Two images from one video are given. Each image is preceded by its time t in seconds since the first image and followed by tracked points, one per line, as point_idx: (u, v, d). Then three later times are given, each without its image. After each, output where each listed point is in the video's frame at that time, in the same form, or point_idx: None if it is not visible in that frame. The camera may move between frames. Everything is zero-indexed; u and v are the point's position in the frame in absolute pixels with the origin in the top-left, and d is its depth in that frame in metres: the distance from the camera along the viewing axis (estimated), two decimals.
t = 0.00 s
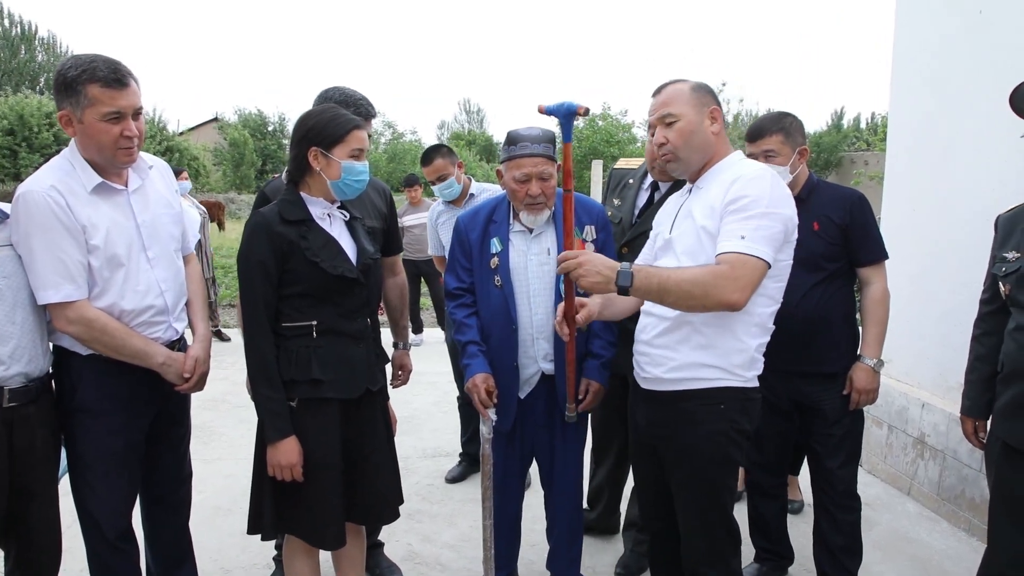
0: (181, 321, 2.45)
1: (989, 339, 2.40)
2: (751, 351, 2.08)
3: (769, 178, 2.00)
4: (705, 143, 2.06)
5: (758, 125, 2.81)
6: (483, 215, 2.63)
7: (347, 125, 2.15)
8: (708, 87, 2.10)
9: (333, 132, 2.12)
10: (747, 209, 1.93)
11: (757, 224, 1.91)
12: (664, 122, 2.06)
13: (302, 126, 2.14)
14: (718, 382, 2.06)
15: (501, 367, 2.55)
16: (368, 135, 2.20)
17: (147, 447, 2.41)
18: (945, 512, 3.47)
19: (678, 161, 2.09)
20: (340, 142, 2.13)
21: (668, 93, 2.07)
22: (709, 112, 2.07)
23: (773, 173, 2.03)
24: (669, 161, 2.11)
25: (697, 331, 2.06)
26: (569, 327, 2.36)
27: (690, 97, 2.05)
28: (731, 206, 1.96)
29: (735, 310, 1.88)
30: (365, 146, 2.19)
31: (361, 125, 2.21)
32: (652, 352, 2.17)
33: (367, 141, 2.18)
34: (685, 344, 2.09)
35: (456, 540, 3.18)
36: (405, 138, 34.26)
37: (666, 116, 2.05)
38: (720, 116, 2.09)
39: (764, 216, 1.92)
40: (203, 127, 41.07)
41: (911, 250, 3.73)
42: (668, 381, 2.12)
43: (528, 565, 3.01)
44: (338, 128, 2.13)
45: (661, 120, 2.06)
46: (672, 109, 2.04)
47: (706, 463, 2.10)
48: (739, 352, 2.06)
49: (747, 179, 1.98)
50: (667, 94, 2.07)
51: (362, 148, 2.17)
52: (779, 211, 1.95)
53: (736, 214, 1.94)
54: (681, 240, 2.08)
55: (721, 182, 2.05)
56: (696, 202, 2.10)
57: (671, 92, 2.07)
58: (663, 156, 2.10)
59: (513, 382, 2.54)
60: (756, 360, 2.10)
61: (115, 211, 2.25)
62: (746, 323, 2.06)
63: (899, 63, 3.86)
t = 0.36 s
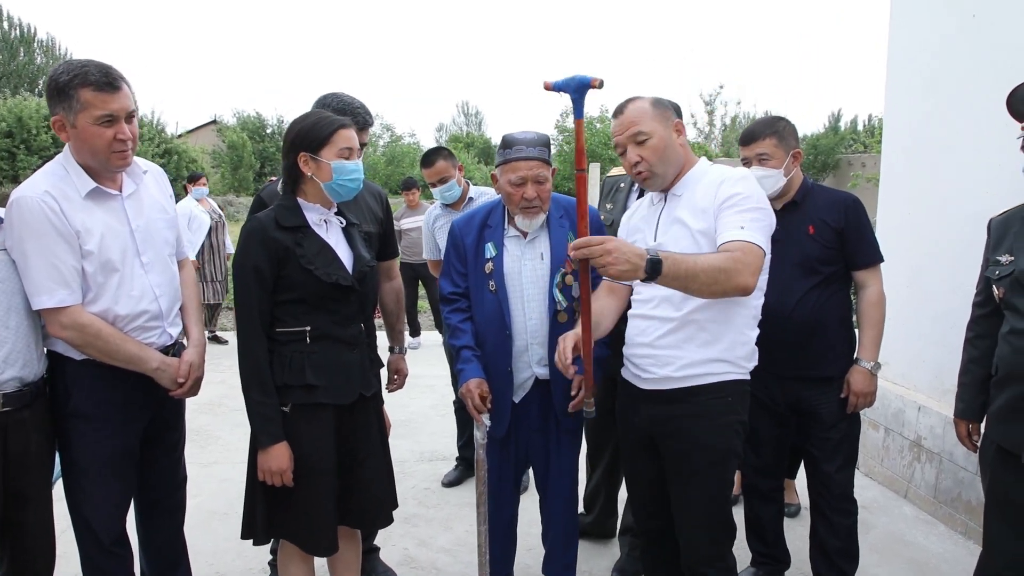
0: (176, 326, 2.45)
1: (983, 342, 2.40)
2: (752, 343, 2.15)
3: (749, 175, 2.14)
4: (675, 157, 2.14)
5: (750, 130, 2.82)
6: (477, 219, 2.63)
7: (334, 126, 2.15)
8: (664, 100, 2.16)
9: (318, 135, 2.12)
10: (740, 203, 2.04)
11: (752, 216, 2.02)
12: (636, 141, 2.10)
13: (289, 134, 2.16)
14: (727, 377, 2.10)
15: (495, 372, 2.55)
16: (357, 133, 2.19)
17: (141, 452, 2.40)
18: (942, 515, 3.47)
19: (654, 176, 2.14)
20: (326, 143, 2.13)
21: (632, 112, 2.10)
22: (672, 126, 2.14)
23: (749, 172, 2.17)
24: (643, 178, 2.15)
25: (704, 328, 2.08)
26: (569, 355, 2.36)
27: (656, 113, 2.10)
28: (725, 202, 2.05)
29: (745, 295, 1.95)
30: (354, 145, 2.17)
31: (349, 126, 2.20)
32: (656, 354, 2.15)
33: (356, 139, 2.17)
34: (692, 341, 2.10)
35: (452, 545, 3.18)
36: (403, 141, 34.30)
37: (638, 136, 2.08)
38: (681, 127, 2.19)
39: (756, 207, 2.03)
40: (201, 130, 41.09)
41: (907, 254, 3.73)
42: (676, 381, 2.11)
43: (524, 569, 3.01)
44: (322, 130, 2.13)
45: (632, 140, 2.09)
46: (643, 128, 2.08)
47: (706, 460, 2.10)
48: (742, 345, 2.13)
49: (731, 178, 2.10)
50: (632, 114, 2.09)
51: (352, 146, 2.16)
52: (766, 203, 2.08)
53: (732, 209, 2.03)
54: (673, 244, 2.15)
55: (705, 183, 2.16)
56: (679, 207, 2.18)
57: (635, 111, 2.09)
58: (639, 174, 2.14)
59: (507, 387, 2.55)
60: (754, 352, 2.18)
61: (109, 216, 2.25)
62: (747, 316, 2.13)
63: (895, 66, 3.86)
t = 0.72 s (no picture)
0: (172, 329, 2.46)
1: (980, 345, 2.41)
2: (748, 341, 2.19)
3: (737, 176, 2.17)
4: (657, 155, 2.16)
5: (756, 130, 2.83)
6: (473, 223, 2.63)
7: (330, 131, 2.16)
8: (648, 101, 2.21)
9: (316, 140, 2.13)
10: (734, 207, 2.06)
11: (746, 218, 2.05)
12: (621, 133, 2.12)
13: (286, 137, 2.15)
14: (731, 375, 2.13)
15: (491, 376, 2.55)
16: (352, 138, 2.20)
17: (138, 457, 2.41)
18: (941, 518, 3.46)
19: (636, 172, 2.14)
20: (325, 149, 2.14)
21: (618, 106, 2.13)
22: (655, 127, 2.17)
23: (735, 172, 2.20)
24: (625, 173, 2.15)
25: (706, 330, 2.10)
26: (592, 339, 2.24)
27: (641, 109, 2.13)
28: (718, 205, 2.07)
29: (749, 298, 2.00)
30: (350, 150, 2.19)
31: (344, 130, 2.21)
32: (660, 359, 2.14)
33: (352, 144, 2.18)
34: (695, 344, 2.11)
35: (451, 549, 3.18)
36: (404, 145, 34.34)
37: (623, 128, 2.11)
38: (663, 127, 2.22)
39: (749, 209, 2.07)
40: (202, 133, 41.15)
41: (906, 256, 3.73)
42: (683, 384, 2.12)
43: (522, 573, 3.01)
44: (319, 135, 2.13)
45: (617, 132, 2.11)
46: (628, 121, 2.11)
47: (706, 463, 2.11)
48: (741, 343, 2.16)
49: (720, 180, 2.12)
50: (618, 108, 2.12)
51: (348, 152, 2.18)
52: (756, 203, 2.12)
53: (728, 212, 2.05)
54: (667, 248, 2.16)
55: (695, 185, 2.17)
56: (670, 211, 2.19)
57: (620, 105, 2.13)
58: (621, 168, 2.14)
59: (502, 391, 2.55)
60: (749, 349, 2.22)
61: (105, 221, 2.25)
62: (744, 314, 2.16)
63: (894, 69, 3.86)
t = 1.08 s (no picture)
0: (158, 334, 2.45)
1: (968, 346, 2.41)
2: (737, 359, 2.13)
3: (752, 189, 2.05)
4: (663, 148, 2.10)
5: (747, 131, 2.82)
6: (464, 226, 2.62)
7: (317, 134, 2.16)
8: (689, 95, 2.11)
9: (302, 144, 2.12)
10: (738, 222, 1.96)
11: (749, 235, 1.95)
12: (631, 117, 2.11)
13: (273, 139, 2.15)
14: (714, 393, 2.08)
15: (482, 378, 2.55)
16: (338, 142, 2.20)
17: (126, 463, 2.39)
18: (933, 518, 3.47)
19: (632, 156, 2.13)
20: (311, 152, 2.14)
21: (645, 90, 2.13)
22: (677, 121, 2.08)
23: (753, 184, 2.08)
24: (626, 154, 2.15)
25: (686, 345, 2.06)
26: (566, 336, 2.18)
27: (662, 99, 2.08)
28: (721, 216, 1.97)
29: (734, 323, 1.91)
30: (336, 153, 2.19)
31: (331, 134, 2.21)
32: (641, 371, 2.14)
33: (339, 148, 2.18)
34: (675, 358, 2.08)
35: (442, 552, 3.17)
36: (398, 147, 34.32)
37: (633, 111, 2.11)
38: (684, 126, 2.09)
39: (754, 227, 1.96)
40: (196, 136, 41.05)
41: (897, 257, 3.75)
42: (662, 399, 2.10)
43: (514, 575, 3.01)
44: (305, 139, 2.13)
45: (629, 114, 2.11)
46: (640, 106, 2.09)
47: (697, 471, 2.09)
48: (726, 360, 2.10)
49: (729, 192, 2.01)
50: (645, 91, 2.12)
51: (335, 156, 2.18)
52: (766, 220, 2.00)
53: (728, 228, 1.95)
54: (660, 250, 2.10)
55: (702, 190, 2.08)
56: (672, 215, 2.11)
57: (649, 89, 2.12)
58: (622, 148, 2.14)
59: (494, 393, 2.54)
60: (739, 366, 2.16)
61: (90, 225, 2.24)
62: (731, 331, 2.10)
63: (886, 70, 3.87)
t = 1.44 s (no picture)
0: (147, 339, 2.44)
1: (959, 346, 2.42)
2: (724, 373, 2.04)
3: (748, 205, 1.94)
4: (670, 147, 2.06)
5: (730, 134, 2.81)
6: (457, 227, 2.62)
7: (304, 138, 2.15)
8: (703, 91, 2.05)
9: (289, 147, 2.12)
10: (722, 243, 1.87)
11: (734, 258, 1.86)
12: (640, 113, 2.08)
13: (259, 143, 2.14)
14: (695, 407, 2.03)
15: (477, 379, 2.54)
16: (326, 146, 2.20)
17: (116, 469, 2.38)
18: (926, 517, 3.48)
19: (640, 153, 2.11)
20: (299, 156, 2.13)
21: (656, 85, 2.09)
22: (685, 119, 2.04)
23: (752, 200, 1.96)
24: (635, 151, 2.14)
25: (665, 358, 2.02)
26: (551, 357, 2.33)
27: (672, 95, 2.04)
28: (706, 235, 1.90)
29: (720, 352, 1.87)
30: (324, 158, 2.19)
31: (318, 137, 2.21)
32: (625, 378, 2.14)
33: (326, 153, 2.18)
34: (654, 370, 2.05)
35: (437, 555, 3.17)
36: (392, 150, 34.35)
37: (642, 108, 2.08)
38: (694, 125, 2.04)
39: (740, 250, 1.87)
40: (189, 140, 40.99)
41: (889, 257, 3.75)
42: (641, 408, 2.09)
43: None
44: (293, 142, 2.13)
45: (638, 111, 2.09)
46: (650, 103, 2.06)
47: (683, 477, 2.05)
48: (711, 375, 2.03)
49: (718, 208, 1.92)
50: (655, 86, 2.08)
51: (322, 160, 2.17)
52: (757, 240, 1.90)
53: (711, 249, 1.88)
54: (649, 259, 2.06)
55: (697, 201, 1.99)
56: (665, 224, 2.06)
57: (660, 84, 2.08)
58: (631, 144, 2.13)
59: (490, 395, 2.53)
60: (729, 380, 2.07)
61: (80, 228, 2.24)
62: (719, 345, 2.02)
63: (877, 70, 3.87)
